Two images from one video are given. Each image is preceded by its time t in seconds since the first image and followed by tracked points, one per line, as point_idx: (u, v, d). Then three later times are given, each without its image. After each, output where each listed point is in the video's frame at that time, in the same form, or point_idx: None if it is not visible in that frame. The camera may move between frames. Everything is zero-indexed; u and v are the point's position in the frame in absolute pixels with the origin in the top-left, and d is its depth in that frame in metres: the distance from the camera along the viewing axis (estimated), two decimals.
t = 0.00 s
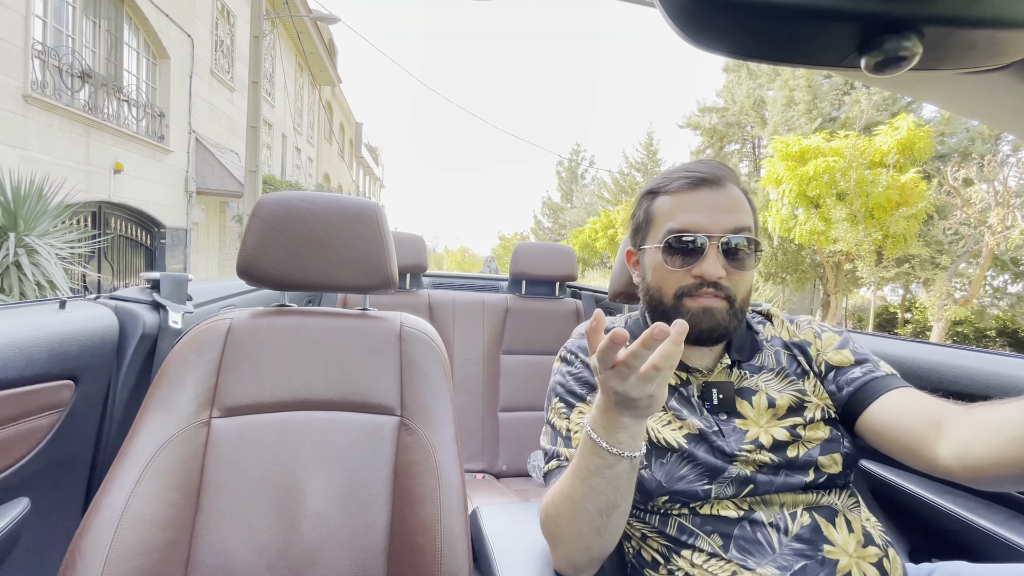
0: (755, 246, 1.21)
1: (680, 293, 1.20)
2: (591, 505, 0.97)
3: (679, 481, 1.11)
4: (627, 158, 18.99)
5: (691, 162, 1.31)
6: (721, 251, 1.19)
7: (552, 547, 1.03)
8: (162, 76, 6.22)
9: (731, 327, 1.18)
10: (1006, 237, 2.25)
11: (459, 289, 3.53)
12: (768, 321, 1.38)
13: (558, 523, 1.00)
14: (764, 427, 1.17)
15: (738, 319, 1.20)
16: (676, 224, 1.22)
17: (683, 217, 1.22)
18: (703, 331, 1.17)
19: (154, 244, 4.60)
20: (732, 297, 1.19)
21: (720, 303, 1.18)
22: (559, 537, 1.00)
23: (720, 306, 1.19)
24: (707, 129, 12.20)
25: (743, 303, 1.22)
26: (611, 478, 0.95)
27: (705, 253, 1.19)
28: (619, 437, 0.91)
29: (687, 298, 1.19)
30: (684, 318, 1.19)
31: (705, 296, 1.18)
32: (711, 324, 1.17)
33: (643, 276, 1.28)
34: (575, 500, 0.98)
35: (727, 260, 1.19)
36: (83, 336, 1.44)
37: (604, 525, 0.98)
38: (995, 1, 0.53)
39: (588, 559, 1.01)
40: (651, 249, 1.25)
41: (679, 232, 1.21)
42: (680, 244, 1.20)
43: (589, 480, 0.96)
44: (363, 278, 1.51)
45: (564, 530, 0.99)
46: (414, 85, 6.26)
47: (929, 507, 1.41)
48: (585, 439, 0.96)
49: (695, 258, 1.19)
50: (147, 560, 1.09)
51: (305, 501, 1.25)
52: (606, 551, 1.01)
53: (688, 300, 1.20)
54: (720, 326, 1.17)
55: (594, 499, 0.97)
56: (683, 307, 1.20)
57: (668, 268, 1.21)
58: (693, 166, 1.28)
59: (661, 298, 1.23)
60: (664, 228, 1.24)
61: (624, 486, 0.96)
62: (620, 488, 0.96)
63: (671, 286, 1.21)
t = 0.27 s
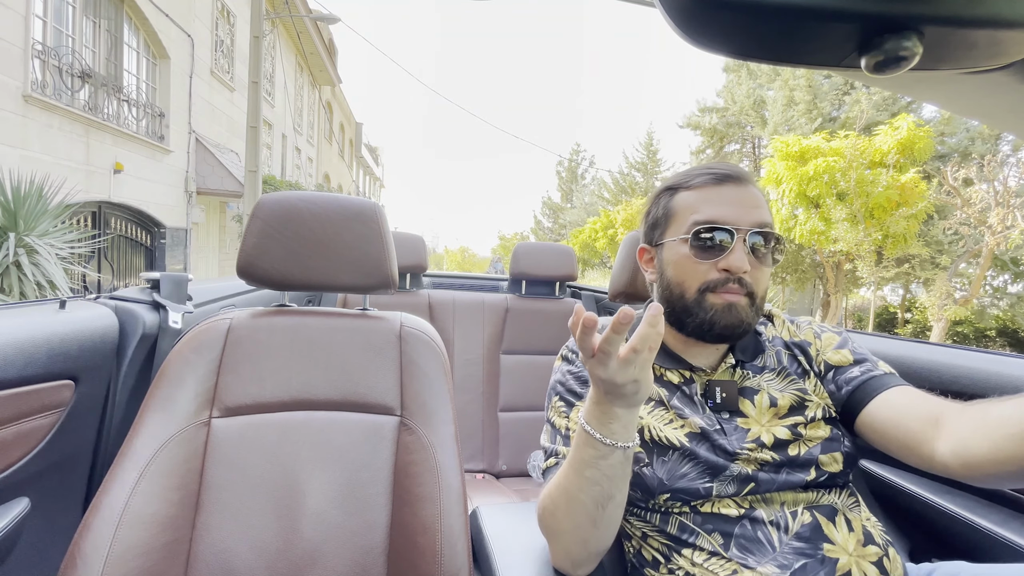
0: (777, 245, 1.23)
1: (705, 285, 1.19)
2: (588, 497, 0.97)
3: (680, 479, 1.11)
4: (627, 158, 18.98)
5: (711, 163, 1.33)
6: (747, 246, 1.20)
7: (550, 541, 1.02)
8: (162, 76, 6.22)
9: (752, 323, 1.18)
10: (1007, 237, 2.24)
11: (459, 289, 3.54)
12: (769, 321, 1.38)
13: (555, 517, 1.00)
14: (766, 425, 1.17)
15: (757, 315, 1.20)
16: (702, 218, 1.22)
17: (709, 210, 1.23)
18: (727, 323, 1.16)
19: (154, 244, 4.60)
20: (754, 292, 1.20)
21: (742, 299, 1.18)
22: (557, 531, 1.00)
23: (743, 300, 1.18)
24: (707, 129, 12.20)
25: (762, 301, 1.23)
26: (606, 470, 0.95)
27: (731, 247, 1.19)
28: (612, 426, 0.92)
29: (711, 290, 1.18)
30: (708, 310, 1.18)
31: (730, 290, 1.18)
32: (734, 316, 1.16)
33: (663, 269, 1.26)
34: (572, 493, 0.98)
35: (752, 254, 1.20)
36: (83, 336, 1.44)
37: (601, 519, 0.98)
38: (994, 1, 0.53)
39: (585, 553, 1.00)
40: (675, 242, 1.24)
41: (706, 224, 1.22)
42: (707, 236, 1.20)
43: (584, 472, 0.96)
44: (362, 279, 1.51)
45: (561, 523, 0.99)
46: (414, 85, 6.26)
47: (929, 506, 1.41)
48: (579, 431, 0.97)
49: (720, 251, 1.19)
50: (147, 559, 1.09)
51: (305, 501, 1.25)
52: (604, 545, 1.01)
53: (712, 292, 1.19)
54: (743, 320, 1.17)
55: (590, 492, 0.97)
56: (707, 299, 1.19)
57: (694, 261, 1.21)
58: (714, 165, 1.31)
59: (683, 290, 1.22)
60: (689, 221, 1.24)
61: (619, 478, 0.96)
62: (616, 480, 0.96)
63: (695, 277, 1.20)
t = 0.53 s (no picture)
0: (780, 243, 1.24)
1: (711, 284, 1.19)
2: (593, 502, 0.97)
3: (682, 480, 1.11)
4: (627, 158, 18.97)
5: (711, 162, 1.33)
6: (752, 244, 1.20)
7: (553, 545, 1.02)
8: (162, 76, 6.22)
9: (759, 321, 1.18)
10: (1007, 237, 2.24)
11: (459, 289, 3.53)
12: (770, 321, 1.38)
13: (558, 521, 1.00)
14: (767, 425, 1.17)
15: (762, 314, 1.21)
16: (706, 217, 1.22)
17: (713, 210, 1.23)
18: (735, 322, 1.16)
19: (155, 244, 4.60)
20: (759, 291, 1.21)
21: (748, 298, 1.18)
22: (560, 535, 1.00)
23: (749, 299, 1.19)
24: (707, 129, 12.19)
25: (766, 300, 1.23)
26: (612, 475, 0.95)
27: (737, 246, 1.19)
28: (620, 434, 0.91)
29: (719, 289, 1.19)
30: (716, 309, 1.18)
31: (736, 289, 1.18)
32: (742, 315, 1.17)
33: (667, 270, 1.26)
34: (576, 498, 0.98)
35: (757, 253, 1.20)
36: (83, 336, 1.44)
37: (606, 522, 0.98)
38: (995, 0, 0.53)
39: (589, 556, 1.01)
40: (679, 242, 1.24)
41: (710, 224, 1.22)
42: (711, 236, 1.20)
43: (590, 478, 0.96)
44: (362, 278, 1.51)
45: (565, 527, 0.99)
46: (414, 85, 6.26)
47: (929, 507, 1.41)
48: (584, 437, 0.95)
49: (726, 250, 1.20)
50: (147, 560, 1.09)
51: (305, 501, 1.25)
52: (607, 547, 1.01)
53: (718, 292, 1.19)
54: (750, 319, 1.17)
55: (595, 496, 0.97)
56: (714, 298, 1.19)
57: (699, 260, 1.21)
58: (715, 164, 1.31)
59: (689, 289, 1.21)
60: (693, 221, 1.24)
61: (626, 483, 0.96)
62: (622, 484, 0.96)
63: (702, 276, 1.20)
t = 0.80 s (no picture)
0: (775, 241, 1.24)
1: (710, 286, 1.19)
2: (593, 503, 0.97)
3: (682, 481, 1.11)
4: (627, 158, 18.96)
5: (703, 162, 1.33)
6: (748, 244, 1.20)
7: (553, 546, 1.02)
8: (162, 76, 6.22)
9: (759, 320, 1.19)
10: (1007, 237, 2.24)
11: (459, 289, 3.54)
12: (771, 320, 1.38)
13: (558, 522, 1.00)
14: (768, 425, 1.17)
15: (761, 313, 1.21)
16: (701, 218, 1.22)
17: (707, 212, 1.23)
18: (736, 323, 1.16)
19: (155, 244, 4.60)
20: (757, 290, 1.21)
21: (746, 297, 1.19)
22: (560, 536, 1.00)
23: (747, 299, 1.19)
24: (707, 129, 12.18)
25: (764, 298, 1.23)
26: (612, 477, 0.95)
27: (733, 246, 1.19)
28: (620, 435, 0.91)
29: (717, 291, 1.19)
30: (715, 311, 1.18)
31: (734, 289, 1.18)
32: (741, 316, 1.17)
33: (664, 273, 1.26)
34: (577, 499, 0.98)
35: (753, 253, 1.20)
36: (83, 336, 1.44)
37: (606, 523, 0.98)
38: (993, 2, 0.53)
39: (589, 557, 1.01)
40: (674, 245, 1.24)
41: (705, 225, 1.21)
42: (707, 237, 1.20)
43: (590, 478, 0.96)
44: (362, 278, 1.51)
45: (565, 528, 0.99)
46: (414, 85, 6.26)
47: (929, 506, 1.41)
48: (585, 438, 0.95)
49: (722, 252, 1.20)
50: (147, 560, 1.09)
51: (305, 501, 1.25)
52: (607, 548, 1.01)
53: (717, 293, 1.19)
54: (750, 319, 1.17)
55: (595, 497, 0.97)
56: (713, 300, 1.19)
57: (696, 262, 1.21)
58: (707, 165, 1.31)
59: (687, 292, 1.22)
60: (688, 223, 1.23)
61: (626, 484, 0.97)
62: (622, 485, 0.96)
63: (699, 279, 1.20)
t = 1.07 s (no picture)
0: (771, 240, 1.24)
1: (705, 288, 1.19)
2: (594, 506, 0.97)
3: (681, 481, 1.11)
4: (627, 158, 18.97)
5: (698, 163, 1.33)
6: (743, 245, 1.20)
7: (553, 549, 1.02)
8: (162, 76, 6.22)
9: (757, 321, 1.18)
10: (1007, 237, 2.24)
11: (459, 289, 3.54)
12: (774, 319, 1.38)
13: (559, 525, 1.00)
14: (770, 424, 1.17)
15: (759, 313, 1.21)
16: (696, 220, 1.22)
17: (702, 213, 1.23)
18: (732, 325, 1.16)
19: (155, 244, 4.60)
20: (754, 290, 1.21)
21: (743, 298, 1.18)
22: (561, 538, 1.00)
23: (744, 300, 1.19)
24: (707, 129, 12.19)
25: (762, 298, 1.23)
26: (614, 480, 0.95)
27: (728, 247, 1.19)
28: (622, 439, 0.91)
29: (713, 292, 1.19)
30: (711, 313, 1.18)
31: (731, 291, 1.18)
32: (738, 317, 1.16)
33: (660, 275, 1.26)
34: (577, 503, 0.98)
35: (749, 253, 1.20)
36: (83, 336, 1.44)
37: (607, 526, 0.98)
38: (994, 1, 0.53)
39: (589, 559, 1.01)
40: (669, 247, 1.24)
41: (700, 226, 1.21)
42: (702, 239, 1.20)
43: (591, 482, 0.95)
44: (363, 277, 1.51)
45: (566, 531, 0.99)
46: (414, 85, 6.26)
47: (929, 507, 1.41)
48: (586, 441, 0.95)
49: (718, 253, 1.20)
50: (147, 560, 1.09)
51: (305, 501, 1.25)
52: (607, 551, 1.01)
53: (713, 295, 1.19)
54: (747, 320, 1.17)
55: (596, 500, 0.97)
56: (709, 302, 1.19)
57: (691, 264, 1.21)
58: (701, 166, 1.31)
59: (684, 293, 1.22)
60: (683, 224, 1.24)
61: (627, 487, 0.97)
62: (623, 488, 0.96)
63: (695, 280, 1.20)
